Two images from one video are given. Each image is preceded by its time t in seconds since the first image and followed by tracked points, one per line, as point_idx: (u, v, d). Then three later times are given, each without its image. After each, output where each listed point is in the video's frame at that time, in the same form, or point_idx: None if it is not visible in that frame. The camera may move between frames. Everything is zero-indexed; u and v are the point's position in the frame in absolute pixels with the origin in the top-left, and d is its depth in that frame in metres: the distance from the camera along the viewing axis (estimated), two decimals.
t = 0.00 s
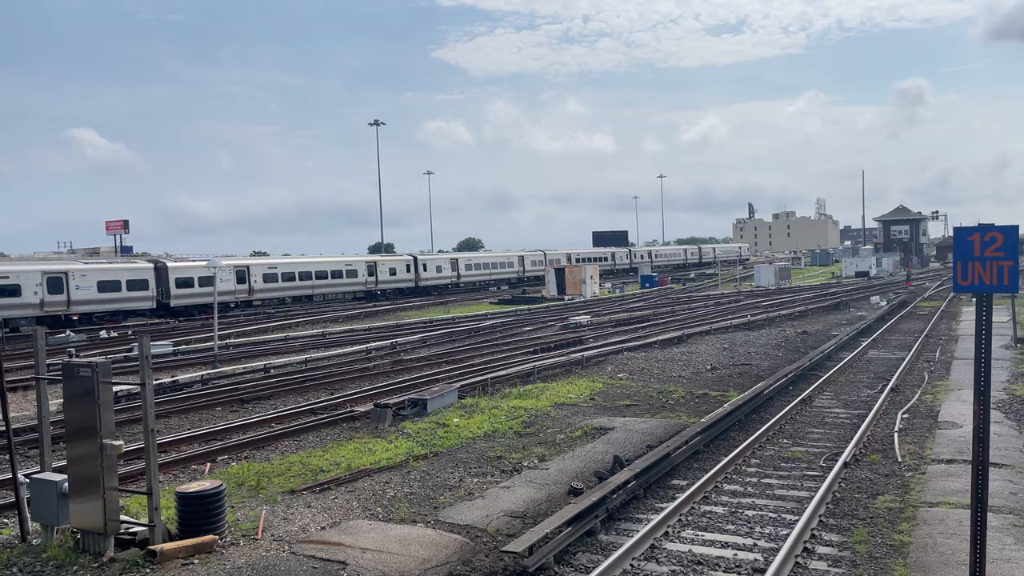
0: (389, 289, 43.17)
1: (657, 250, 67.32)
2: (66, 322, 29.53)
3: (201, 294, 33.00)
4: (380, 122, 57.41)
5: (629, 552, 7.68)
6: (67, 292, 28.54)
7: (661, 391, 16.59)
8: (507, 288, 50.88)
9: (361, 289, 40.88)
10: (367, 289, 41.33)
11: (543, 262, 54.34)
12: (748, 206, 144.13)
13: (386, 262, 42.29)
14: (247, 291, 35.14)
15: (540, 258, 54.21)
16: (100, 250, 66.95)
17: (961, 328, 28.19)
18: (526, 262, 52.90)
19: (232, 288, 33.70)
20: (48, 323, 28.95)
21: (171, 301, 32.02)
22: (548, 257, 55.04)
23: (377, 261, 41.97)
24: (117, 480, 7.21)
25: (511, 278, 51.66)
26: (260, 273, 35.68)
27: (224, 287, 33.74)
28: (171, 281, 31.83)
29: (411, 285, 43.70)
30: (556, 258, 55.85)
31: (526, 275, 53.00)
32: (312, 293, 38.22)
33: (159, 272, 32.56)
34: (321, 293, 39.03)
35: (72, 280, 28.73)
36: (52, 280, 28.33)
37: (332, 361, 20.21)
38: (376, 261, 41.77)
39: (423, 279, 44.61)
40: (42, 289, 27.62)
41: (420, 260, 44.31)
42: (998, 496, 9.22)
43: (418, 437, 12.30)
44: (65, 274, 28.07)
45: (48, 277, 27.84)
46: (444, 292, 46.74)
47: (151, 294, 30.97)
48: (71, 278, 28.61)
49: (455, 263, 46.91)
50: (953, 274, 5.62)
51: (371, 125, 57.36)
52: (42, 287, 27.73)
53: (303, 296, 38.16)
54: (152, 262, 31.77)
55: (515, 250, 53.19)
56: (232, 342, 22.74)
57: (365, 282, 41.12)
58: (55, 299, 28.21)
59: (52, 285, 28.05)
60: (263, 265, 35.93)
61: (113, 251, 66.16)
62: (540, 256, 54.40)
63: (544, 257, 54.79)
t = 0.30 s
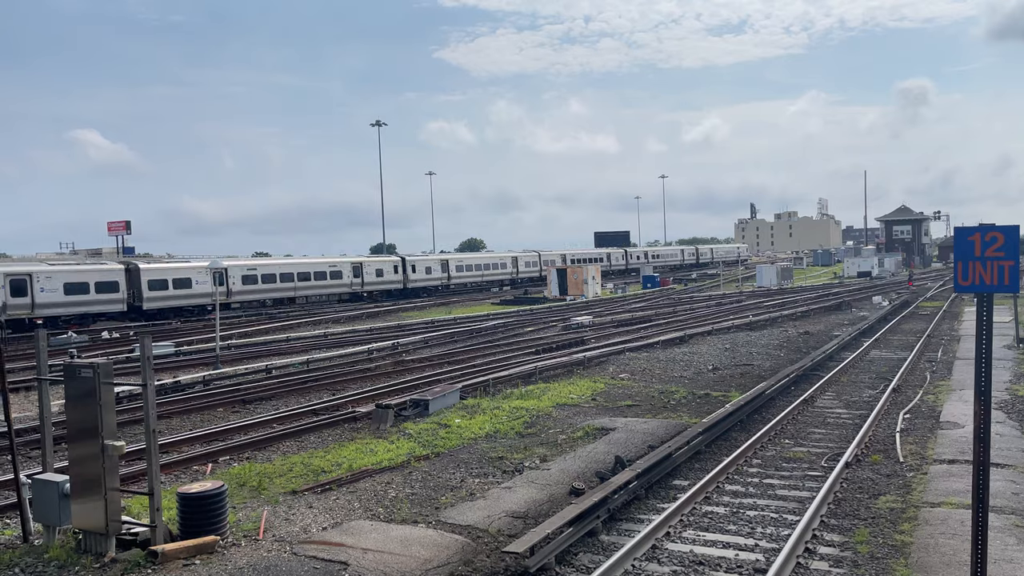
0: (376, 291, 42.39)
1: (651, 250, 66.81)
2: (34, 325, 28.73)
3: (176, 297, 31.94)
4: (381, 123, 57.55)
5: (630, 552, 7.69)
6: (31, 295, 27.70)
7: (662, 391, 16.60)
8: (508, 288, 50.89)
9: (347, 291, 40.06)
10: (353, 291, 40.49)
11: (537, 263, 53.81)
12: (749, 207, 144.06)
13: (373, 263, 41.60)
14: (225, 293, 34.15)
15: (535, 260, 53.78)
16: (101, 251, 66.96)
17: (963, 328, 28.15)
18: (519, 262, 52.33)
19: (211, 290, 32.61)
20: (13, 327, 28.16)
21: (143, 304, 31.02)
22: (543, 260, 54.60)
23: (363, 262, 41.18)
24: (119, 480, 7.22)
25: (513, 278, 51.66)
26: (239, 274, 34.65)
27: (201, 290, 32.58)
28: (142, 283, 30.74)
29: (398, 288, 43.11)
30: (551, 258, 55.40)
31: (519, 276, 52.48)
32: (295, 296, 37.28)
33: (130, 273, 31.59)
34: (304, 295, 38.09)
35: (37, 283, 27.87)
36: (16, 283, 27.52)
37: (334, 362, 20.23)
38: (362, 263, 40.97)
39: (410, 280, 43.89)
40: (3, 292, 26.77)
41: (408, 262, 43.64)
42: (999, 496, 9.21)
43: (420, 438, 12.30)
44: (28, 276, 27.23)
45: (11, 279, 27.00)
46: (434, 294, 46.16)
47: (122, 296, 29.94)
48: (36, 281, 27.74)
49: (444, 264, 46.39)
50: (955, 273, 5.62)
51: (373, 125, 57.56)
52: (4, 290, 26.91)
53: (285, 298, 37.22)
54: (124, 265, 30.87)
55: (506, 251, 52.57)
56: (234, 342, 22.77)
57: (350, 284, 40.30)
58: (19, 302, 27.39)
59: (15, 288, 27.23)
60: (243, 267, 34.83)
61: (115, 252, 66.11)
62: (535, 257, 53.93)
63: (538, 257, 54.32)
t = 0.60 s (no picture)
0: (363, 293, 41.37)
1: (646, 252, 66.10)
2: None
3: (150, 300, 30.92)
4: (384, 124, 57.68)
5: (633, 553, 7.69)
6: None
7: (665, 392, 16.58)
8: (510, 289, 50.91)
9: (332, 292, 39.08)
10: (338, 293, 39.48)
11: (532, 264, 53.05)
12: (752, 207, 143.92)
13: (359, 264, 40.72)
14: (203, 296, 32.98)
15: (529, 262, 53.12)
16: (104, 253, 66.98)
17: (966, 329, 28.09)
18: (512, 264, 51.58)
19: (187, 292, 31.81)
20: None
21: (114, 307, 29.76)
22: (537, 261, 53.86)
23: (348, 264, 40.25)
24: (122, 482, 7.24)
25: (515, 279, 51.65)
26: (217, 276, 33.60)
27: (176, 292, 31.70)
28: (114, 286, 29.62)
29: (387, 290, 42.22)
30: (547, 259, 54.76)
31: (512, 278, 51.77)
32: (277, 298, 36.24)
33: (99, 275, 30.25)
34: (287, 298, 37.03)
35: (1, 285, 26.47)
36: None
37: (337, 363, 20.25)
38: (348, 263, 40.04)
39: (399, 282, 42.87)
40: None
41: (396, 263, 42.79)
42: (1003, 498, 9.20)
43: (423, 439, 12.31)
44: None
45: None
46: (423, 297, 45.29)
47: (93, 300, 28.86)
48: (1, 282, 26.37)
49: (434, 266, 45.64)
50: (957, 274, 5.61)
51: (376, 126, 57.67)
52: None
53: (267, 301, 36.18)
54: (94, 266, 29.64)
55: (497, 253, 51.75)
56: (237, 344, 22.80)
57: (335, 286, 39.32)
58: None
59: None
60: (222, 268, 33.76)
61: (117, 253, 66.07)
62: (529, 259, 53.19)
63: (532, 258, 53.59)
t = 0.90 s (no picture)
0: (348, 296, 40.40)
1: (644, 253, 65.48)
2: None
3: (122, 303, 30.13)
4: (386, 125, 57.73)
5: (636, 554, 7.69)
6: None
7: (668, 393, 16.58)
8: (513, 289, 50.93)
9: (316, 295, 38.05)
10: (322, 295, 38.41)
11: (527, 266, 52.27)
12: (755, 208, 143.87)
13: (346, 266, 39.78)
14: (178, 299, 32.05)
15: (524, 263, 52.41)
16: (108, 253, 67.05)
17: (969, 330, 28.08)
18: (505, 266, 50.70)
19: (161, 295, 30.97)
20: None
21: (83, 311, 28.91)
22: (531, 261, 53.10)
23: (333, 265, 39.28)
24: (126, 482, 7.25)
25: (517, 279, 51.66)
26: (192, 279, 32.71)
27: (149, 295, 30.89)
28: (82, 289, 28.78)
29: (374, 293, 41.28)
30: (541, 259, 54.10)
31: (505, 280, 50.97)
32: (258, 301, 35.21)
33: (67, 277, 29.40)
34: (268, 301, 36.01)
35: None
36: None
37: (340, 364, 20.28)
38: (333, 265, 39.05)
39: (387, 283, 41.90)
40: None
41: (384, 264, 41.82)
42: (1006, 498, 9.18)
43: (426, 439, 12.33)
44: None
45: None
46: (413, 298, 44.26)
47: (60, 303, 28.05)
48: None
49: (425, 267, 44.76)
50: (960, 275, 5.58)
51: (378, 126, 57.74)
52: None
53: (248, 304, 35.18)
54: (62, 268, 28.82)
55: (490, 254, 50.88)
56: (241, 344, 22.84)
57: (319, 288, 38.27)
58: None
59: None
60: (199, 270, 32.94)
61: (121, 254, 66.09)
62: (524, 261, 52.45)
63: (527, 259, 52.80)
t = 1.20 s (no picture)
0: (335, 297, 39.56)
1: (643, 253, 65.14)
2: None
3: (93, 305, 29.16)
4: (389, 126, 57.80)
5: (639, 554, 7.69)
6: None
7: (671, 394, 16.56)
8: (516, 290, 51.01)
9: (300, 297, 37.11)
10: (306, 297, 37.49)
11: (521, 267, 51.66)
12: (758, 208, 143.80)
13: (332, 267, 38.90)
14: (154, 301, 31.20)
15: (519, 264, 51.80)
16: (111, 254, 67.31)
17: (973, 330, 28.03)
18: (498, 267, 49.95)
19: (135, 297, 30.14)
20: None
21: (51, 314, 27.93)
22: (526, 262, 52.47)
23: (318, 266, 38.34)
24: (130, 482, 7.28)
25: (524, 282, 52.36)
26: (169, 281, 31.88)
27: (122, 297, 29.97)
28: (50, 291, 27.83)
29: (361, 294, 40.43)
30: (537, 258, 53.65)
31: (499, 281, 50.29)
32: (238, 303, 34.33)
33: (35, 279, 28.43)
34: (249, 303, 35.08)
35: None
36: None
37: (343, 364, 20.32)
38: (318, 266, 38.10)
39: (375, 284, 41.12)
40: None
41: (371, 265, 41.04)
42: (1010, 499, 9.17)
43: (428, 439, 12.34)
44: None
45: None
46: (402, 300, 43.42)
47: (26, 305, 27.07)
48: None
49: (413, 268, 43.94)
50: (964, 275, 5.58)
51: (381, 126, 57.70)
52: None
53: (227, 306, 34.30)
54: (30, 270, 27.88)
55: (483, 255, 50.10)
56: (244, 344, 22.89)
57: (302, 290, 37.30)
58: None
59: None
60: (175, 272, 32.10)
61: (125, 254, 66.34)
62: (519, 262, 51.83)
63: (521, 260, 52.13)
